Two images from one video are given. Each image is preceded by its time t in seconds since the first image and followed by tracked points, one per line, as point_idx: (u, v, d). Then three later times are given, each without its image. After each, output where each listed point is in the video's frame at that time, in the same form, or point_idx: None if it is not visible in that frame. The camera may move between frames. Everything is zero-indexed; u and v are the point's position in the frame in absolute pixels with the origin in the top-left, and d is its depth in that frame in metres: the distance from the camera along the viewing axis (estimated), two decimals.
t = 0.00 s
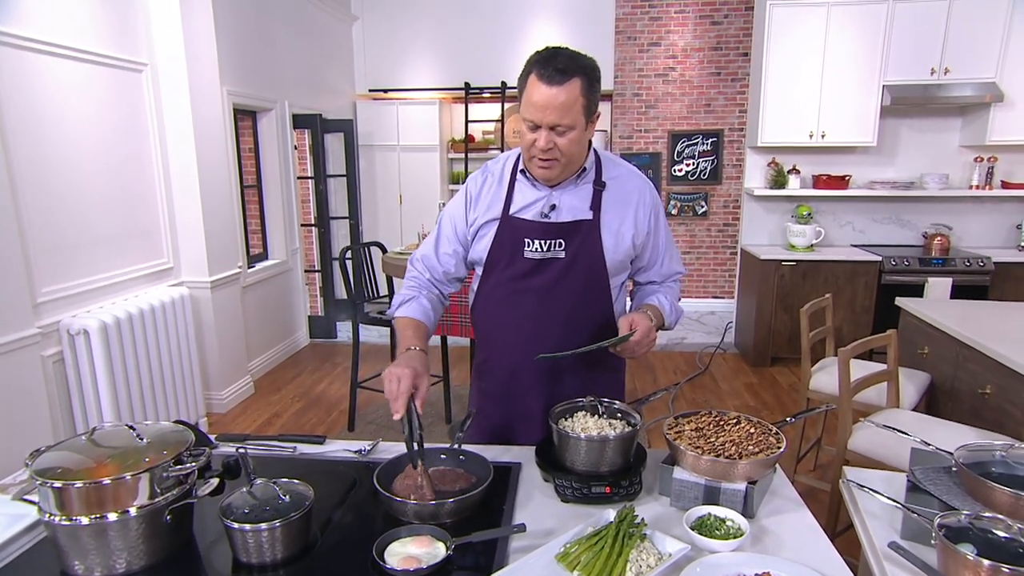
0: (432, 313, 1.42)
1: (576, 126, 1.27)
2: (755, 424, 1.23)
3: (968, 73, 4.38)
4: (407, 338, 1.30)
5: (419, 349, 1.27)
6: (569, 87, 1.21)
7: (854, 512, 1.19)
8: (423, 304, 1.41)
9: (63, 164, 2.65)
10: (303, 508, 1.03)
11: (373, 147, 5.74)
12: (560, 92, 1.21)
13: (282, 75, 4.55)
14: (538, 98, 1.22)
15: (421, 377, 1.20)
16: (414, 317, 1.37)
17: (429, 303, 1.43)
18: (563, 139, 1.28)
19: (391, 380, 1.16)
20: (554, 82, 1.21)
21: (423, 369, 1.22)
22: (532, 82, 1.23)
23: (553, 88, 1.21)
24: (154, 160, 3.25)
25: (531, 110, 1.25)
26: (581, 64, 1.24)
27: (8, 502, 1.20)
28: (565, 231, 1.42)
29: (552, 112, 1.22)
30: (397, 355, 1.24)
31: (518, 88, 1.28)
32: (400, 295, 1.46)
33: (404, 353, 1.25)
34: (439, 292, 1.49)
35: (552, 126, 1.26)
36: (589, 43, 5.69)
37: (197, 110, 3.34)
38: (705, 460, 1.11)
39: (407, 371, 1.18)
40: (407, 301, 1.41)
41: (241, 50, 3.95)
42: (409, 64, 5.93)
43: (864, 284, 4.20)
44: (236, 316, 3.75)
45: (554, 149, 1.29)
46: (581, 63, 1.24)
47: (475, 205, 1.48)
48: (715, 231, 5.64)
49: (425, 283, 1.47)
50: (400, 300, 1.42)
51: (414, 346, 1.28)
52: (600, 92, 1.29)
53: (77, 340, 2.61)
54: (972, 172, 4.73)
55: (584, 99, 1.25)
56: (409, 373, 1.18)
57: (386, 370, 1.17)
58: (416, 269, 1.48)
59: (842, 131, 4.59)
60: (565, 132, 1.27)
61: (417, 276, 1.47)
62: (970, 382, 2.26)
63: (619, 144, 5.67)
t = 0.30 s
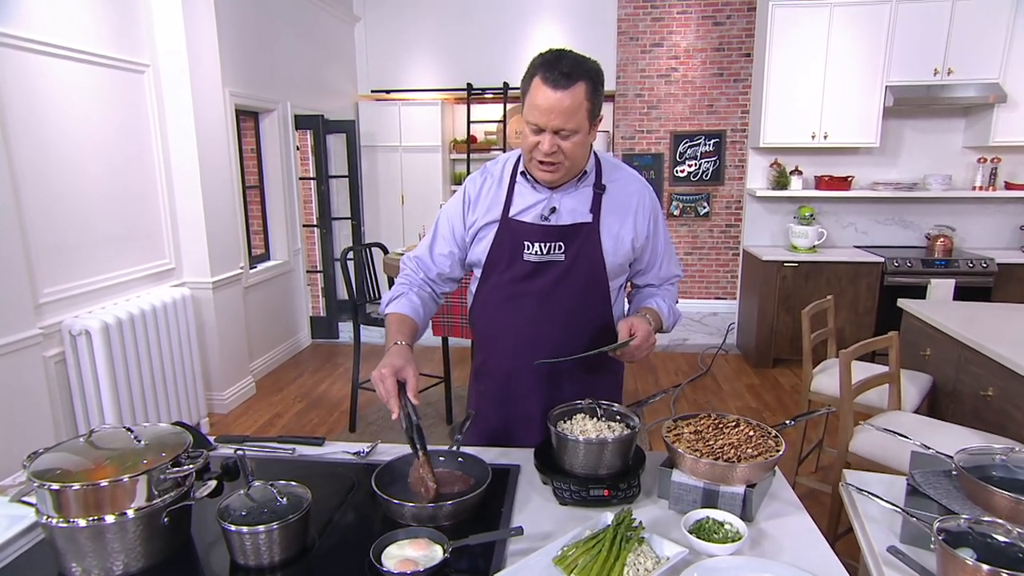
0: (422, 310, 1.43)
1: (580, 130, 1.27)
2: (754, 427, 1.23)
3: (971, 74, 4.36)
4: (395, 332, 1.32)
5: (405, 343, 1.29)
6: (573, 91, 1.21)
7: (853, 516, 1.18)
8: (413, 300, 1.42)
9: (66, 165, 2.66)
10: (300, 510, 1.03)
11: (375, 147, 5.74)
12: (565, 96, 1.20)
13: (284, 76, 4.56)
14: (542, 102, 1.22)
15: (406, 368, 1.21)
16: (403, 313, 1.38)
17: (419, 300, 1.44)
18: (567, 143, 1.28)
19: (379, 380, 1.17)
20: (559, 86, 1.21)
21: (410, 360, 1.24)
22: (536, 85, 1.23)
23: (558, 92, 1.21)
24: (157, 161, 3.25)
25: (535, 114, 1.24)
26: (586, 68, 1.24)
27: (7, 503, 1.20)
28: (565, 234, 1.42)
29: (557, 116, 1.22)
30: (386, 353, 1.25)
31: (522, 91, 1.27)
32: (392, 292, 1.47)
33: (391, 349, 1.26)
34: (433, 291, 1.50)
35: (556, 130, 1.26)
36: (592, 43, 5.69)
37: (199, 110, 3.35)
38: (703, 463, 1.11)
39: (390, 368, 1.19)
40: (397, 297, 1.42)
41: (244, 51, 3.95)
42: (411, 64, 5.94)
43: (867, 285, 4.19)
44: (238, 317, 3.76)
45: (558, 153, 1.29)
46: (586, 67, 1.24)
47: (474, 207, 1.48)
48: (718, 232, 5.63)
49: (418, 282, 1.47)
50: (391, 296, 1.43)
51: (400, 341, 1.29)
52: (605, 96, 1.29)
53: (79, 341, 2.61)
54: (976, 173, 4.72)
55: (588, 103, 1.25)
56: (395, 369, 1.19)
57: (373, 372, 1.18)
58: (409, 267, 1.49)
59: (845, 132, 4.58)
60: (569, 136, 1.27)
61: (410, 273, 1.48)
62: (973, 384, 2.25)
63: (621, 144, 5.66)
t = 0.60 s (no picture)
0: (436, 316, 1.44)
1: (583, 131, 1.27)
2: (757, 428, 1.23)
3: (978, 71, 4.34)
4: (409, 337, 1.33)
5: (418, 346, 1.30)
6: (577, 92, 1.21)
7: (855, 519, 1.18)
8: (425, 305, 1.43)
9: (71, 164, 2.67)
10: (303, 510, 1.04)
11: (379, 146, 5.75)
12: (569, 97, 1.21)
13: (289, 74, 4.56)
14: (546, 103, 1.21)
15: (414, 369, 1.23)
16: (418, 319, 1.40)
17: (430, 305, 1.45)
18: (571, 144, 1.28)
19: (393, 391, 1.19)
20: (562, 87, 1.21)
21: (419, 362, 1.25)
22: (540, 86, 1.23)
23: (562, 93, 1.21)
24: (162, 159, 3.27)
25: (538, 115, 1.24)
26: (589, 69, 1.23)
27: (11, 502, 1.21)
28: (567, 235, 1.41)
29: (560, 117, 1.22)
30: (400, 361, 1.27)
31: (526, 92, 1.27)
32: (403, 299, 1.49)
33: (406, 354, 1.27)
34: (444, 294, 1.51)
35: (559, 132, 1.25)
36: (596, 42, 5.68)
37: (203, 109, 3.36)
38: (705, 464, 1.11)
39: (398, 375, 1.21)
40: (409, 304, 1.43)
41: (248, 50, 3.96)
42: (416, 63, 5.93)
43: (872, 284, 4.17)
44: (242, 315, 3.77)
45: (561, 154, 1.29)
46: (590, 68, 1.24)
47: (476, 208, 1.48)
48: (722, 230, 5.61)
49: (427, 288, 1.49)
50: (404, 303, 1.45)
51: (413, 345, 1.30)
52: (608, 97, 1.29)
53: (84, 339, 2.63)
54: (983, 171, 4.69)
55: (591, 104, 1.25)
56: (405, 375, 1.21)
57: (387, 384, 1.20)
58: (418, 273, 1.50)
59: (850, 131, 4.57)
60: (573, 137, 1.27)
61: (420, 279, 1.50)
62: (978, 384, 2.24)
63: (625, 143, 5.65)
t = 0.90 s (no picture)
0: (445, 306, 1.45)
1: (582, 114, 1.26)
2: (756, 411, 1.24)
3: (986, 51, 4.28)
4: (421, 334, 1.34)
5: (430, 346, 1.30)
6: (576, 74, 1.20)
7: (853, 501, 1.19)
8: (434, 297, 1.44)
9: (71, 145, 2.66)
10: (305, 491, 1.05)
11: (381, 126, 5.71)
12: (567, 80, 1.20)
13: (289, 54, 4.52)
14: (544, 85, 1.21)
15: (422, 370, 1.22)
16: (428, 311, 1.41)
17: (439, 295, 1.46)
18: (570, 127, 1.27)
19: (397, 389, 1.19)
20: (561, 69, 1.20)
21: (428, 363, 1.24)
22: (539, 68, 1.22)
23: (561, 76, 1.20)
24: (162, 140, 3.25)
25: (537, 97, 1.23)
26: (589, 50, 1.22)
27: (19, 482, 1.23)
28: (568, 218, 1.41)
29: (559, 99, 1.21)
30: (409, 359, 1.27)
31: (525, 74, 1.26)
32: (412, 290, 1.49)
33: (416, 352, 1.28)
34: (450, 283, 1.51)
35: (558, 114, 1.25)
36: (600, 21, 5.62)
37: (203, 90, 3.34)
38: (704, 447, 1.12)
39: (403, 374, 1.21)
40: (418, 296, 1.44)
41: (247, 29, 3.92)
42: (417, 42, 5.88)
43: (874, 266, 4.16)
44: (245, 297, 3.78)
45: (560, 137, 1.28)
46: (589, 49, 1.23)
47: (477, 192, 1.48)
48: (725, 212, 5.59)
49: (434, 276, 1.50)
50: (414, 295, 1.45)
51: (423, 343, 1.30)
52: (607, 79, 1.28)
53: (88, 321, 2.64)
54: (989, 153, 4.66)
55: (590, 87, 1.24)
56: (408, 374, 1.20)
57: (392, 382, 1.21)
58: (423, 261, 1.51)
59: (856, 112, 4.52)
60: (572, 120, 1.26)
61: (428, 269, 1.50)
62: (978, 367, 2.24)
63: (628, 123, 5.61)
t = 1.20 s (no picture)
0: (445, 275, 1.45)
1: (580, 88, 1.24)
2: (754, 387, 1.25)
3: (995, 20, 4.19)
4: (421, 296, 1.34)
5: (430, 308, 1.30)
6: (573, 47, 1.18)
7: (848, 476, 1.20)
8: (434, 265, 1.44)
9: (66, 117, 2.63)
10: (309, 466, 1.06)
11: (379, 97, 5.63)
12: (565, 53, 1.18)
13: (285, 23, 4.44)
14: (542, 59, 1.19)
15: (427, 334, 1.20)
16: (428, 278, 1.41)
17: (439, 265, 1.46)
18: (567, 102, 1.26)
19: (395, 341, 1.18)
20: (558, 42, 1.18)
21: (429, 327, 1.23)
22: (536, 41, 1.20)
23: (558, 49, 1.18)
24: (158, 113, 3.22)
25: (534, 71, 1.22)
26: (586, 23, 1.20)
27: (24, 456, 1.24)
28: (567, 193, 1.40)
29: (556, 73, 1.20)
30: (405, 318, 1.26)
31: (522, 47, 1.24)
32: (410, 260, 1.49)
33: (418, 313, 1.28)
34: (448, 255, 1.52)
35: (555, 89, 1.23)
36: None
37: (199, 61, 3.29)
38: (702, 423, 1.13)
39: (409, 330, 1.19)
40: (418, 264, 1.44)
41: None
42: (415, 11, 5.77)
43: (875, 240, 4.15)
44: (245, 270, 3.78)
45: (557, 112, 1.27)
46: (587, 22, 1.21)
47: (474, 167, 1.46)
48: (726, 184, 5.54)
49: (432, 248, 1.50)
50: (412, 263, 1.45)
51: (424, 306, 1.29)
52: (605, 52, 1.26)
53: (87, 296, 2.64)
54: (994, 125, 4.61)
55: (588, 60, 1.22)
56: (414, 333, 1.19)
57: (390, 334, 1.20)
58: (422, 233, 1.51)
59: (860, 84, 4.46)
60: (569, 94, 1.24)
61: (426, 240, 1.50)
62: (976, 342, 2.25)
63: (629, 95, 5.54)
